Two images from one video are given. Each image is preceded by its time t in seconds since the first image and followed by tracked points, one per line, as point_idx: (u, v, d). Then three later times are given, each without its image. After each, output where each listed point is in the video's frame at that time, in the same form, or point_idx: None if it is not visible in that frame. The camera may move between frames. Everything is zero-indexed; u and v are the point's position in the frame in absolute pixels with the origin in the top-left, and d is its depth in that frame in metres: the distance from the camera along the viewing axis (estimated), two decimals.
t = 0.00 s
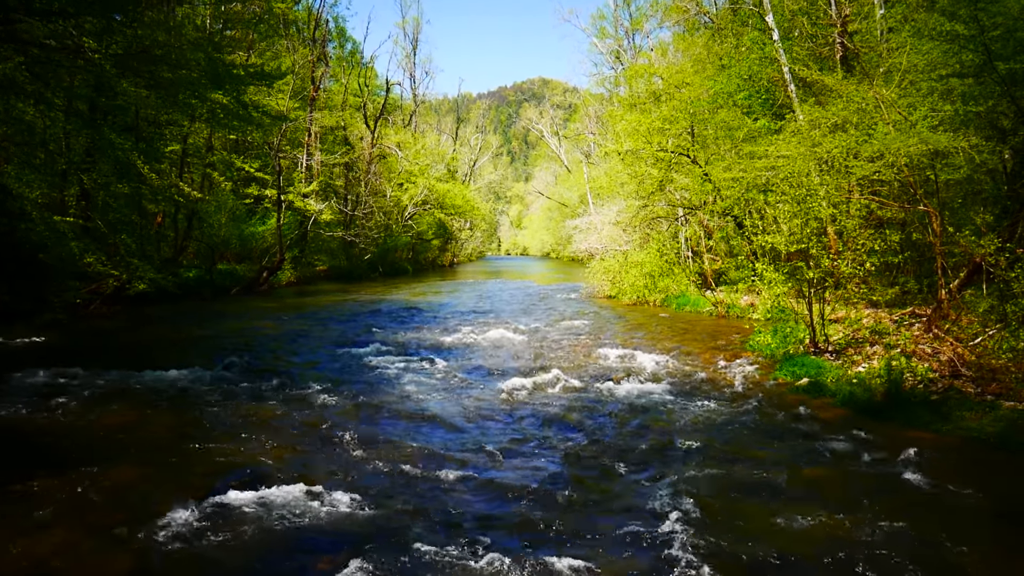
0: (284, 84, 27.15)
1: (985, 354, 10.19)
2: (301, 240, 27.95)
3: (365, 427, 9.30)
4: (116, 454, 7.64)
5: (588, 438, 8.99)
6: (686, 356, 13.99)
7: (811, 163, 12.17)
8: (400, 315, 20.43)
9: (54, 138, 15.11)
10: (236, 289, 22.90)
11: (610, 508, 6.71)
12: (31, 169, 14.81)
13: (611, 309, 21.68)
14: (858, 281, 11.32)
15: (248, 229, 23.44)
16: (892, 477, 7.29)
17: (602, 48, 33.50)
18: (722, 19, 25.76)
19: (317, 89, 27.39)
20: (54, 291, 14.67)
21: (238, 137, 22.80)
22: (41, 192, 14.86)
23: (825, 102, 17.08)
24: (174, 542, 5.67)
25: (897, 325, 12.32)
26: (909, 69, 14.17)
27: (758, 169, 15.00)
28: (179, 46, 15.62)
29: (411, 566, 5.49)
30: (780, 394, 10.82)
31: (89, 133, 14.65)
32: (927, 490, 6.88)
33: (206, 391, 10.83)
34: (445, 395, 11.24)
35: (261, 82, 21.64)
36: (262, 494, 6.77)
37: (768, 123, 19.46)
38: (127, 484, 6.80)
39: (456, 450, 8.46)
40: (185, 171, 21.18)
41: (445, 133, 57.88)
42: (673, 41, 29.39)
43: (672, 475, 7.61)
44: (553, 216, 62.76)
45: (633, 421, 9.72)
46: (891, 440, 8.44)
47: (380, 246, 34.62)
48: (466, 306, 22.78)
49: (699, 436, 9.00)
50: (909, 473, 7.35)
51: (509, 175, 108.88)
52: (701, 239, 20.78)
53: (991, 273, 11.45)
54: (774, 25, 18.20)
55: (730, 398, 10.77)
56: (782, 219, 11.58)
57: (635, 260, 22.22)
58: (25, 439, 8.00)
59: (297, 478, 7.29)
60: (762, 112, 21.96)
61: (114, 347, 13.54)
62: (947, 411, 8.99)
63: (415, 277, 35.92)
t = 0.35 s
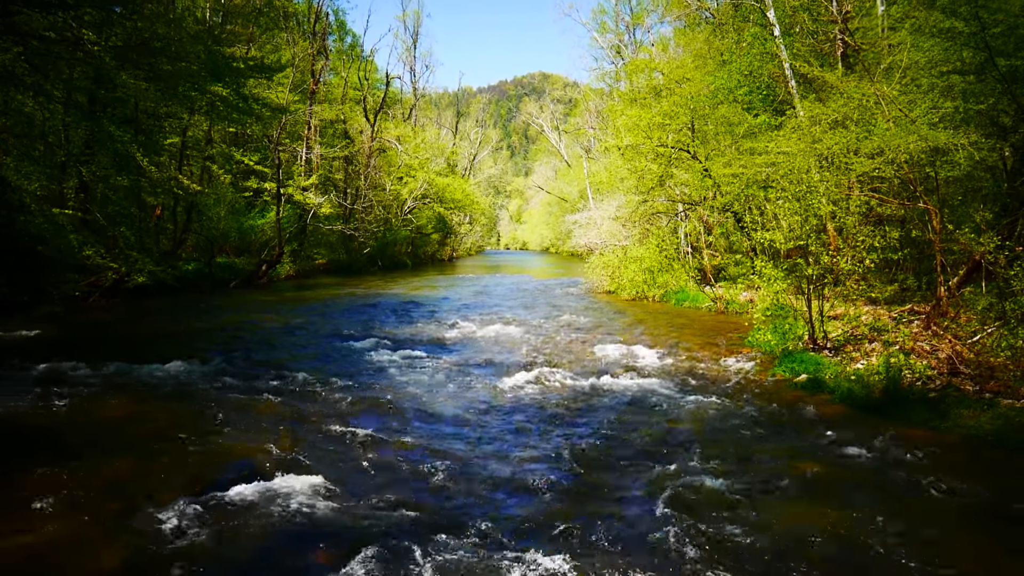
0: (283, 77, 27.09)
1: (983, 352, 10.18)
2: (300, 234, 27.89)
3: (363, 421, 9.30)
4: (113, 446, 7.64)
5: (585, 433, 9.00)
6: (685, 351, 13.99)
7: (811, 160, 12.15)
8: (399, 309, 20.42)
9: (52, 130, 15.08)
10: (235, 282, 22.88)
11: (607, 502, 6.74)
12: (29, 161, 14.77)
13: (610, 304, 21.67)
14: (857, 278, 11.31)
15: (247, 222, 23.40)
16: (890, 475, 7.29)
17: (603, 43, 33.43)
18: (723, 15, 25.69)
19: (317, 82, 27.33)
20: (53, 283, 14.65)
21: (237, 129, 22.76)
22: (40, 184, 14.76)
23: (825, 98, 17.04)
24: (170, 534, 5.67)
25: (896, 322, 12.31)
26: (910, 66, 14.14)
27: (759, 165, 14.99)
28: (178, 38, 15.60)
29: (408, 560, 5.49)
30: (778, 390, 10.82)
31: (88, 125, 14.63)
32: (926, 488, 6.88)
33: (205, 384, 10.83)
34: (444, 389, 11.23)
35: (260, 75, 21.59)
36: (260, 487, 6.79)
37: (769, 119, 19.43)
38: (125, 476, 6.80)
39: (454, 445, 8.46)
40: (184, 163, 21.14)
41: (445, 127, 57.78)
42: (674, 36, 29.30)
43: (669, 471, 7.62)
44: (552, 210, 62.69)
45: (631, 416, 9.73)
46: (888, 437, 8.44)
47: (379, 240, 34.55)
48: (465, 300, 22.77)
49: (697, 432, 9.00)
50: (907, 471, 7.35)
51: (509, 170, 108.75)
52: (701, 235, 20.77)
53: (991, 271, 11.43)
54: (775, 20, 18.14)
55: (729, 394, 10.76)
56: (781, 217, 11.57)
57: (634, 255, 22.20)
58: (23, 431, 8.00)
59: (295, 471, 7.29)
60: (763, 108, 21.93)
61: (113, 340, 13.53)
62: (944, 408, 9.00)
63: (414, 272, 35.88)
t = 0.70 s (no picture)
0: (282, 68, 27.01)
1: (982, 342, 10.22)
2: (299, 224, 27.86)
3: (363, 411, 9.34)
4: (116, 438, 7.67)
5: (584, 423, 9.04)
6: (684, 342, 14.02)
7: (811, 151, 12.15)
8: (398, 299, 20.44)
9: (51, 121, 15.03)
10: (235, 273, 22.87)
11: (606, 492, 6.79)
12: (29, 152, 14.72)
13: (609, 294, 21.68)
14: (856, 269, 11.33)
15: (246, 213, 23.36)
16: (890, 464, 7.33)
17: (602, 33, 33.33)
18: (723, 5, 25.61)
19: (316, 72, 27.24)
20: (52, 275, 14.64)
21: (236, 120, 22.70)
22: (38, 176, 14.58)
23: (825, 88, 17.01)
24: (174, 524, 5.72)
25: (895, 312, 12.34)
26: (910, 56, 14.12)
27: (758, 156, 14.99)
28: (177, 28, 15.56)
29: (411, 548, 5.53)
30: (777, 381, 10.86)
31: (87, 116, 14.58)
32: (924, 477, 6.92)
33: (205, 375, 10.86)
34: (444, 379, 11.27)
35: (258, 65, 21.52)
36: (262, 477, 6.83)
37: (768, 109, 19.41)
38: (128, 468, 6.83)
39: (454, 434, 8.50)
40: (183, 154, 21.10)
41: (444, 117, 57.58)
42: (674, 26, 29.19)
43: (668, 460, 7.67)
44: (552, 201, 62.58)
45: (630, 406, 9.77)
46: (886, 427, 8.49)
47: (378, 231, 34.50)
48: (464, 291, 22.76)
49: (696, 421, 9.05)
50: (904, 460, 7.40)
51: (507, 160, 108.55)
52: (700, 225, 20.77)
53: (990, 262, 11.45)
54: (776, 10, 18.09)
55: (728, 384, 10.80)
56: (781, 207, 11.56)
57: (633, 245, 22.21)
58: (24, 423, 8.01)
59: (297, 461, 7.33)
60: (762, 98, 21.89)
61: (113, 331, 13.53)
62: (943, 398, 9.04)
63: (413, 262, 35.85)
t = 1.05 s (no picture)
0: (280, 57, 26.90)
1: (980, 331, 10.23)
2: (298, 214, 27.80)
3: (363, 401, 9.35)
4: (116, 427, 7.70)
5: (583, 412, 9.06)
6: (683, 331, 14.03)
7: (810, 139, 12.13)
8: (397, 289, 20.43)
9: (48, 112, 14.97)
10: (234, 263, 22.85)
11: (605, 480, 6.81)
12: (25, 143, 14.63)
13: (608, 283, 21.68)
14: (855, 257, 11.33)
15: (245, 203, 23.32)
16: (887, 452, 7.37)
17: (602, 22, 33.20)
18: None
19: (313, 62, 27.13)
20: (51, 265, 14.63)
21: (234, 110, 22.63)
22: (36, 166, 14.48)
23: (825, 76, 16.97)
24: (174, 513, 5.75)
25: (894, 301, 12.34)
26: (910, 44, 14.08)
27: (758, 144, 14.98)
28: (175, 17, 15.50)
29: (410, 536, 5.57)
30: (776, 369, 10.88)
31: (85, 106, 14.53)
32: (921, 466, 6.95)
33: (205, 365, 10.86)
34: (444, 369, 11.28)
35: (256, 54, 21.43)
36: (261, 466, 6.85)
37: (768, 97, 19.35)
38: (128, 457, 6.86)
39: (454, 424, 8.52)
40: (181, 144, 21.05)
41: (443, 107, 57.39)
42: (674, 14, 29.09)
43: (667, 448, 7.71)
44: (551, 190, 62.45)
45: (629, 395, 9.80)
46: (884, 415, 8.51)
47: (377, 221, 34.43)
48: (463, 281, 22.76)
49: (695, 410, 9.07)
50: (903, 448, 7.42)
51: (506, 149, 108.25)
52: (699, 214, 20.74)
53: (989, 250, 11.44)
54: None
55: (727, 373, 10.82)
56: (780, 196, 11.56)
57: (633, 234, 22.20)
58: (25, 412, 8.04)
59: (296, 451, 7.35)
60: (762, 87, 21.84)
61: (112, 321, 13.53)
62: (941, 387, 9.06)
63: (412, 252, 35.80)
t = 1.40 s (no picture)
0: (277, 44, 26.79)
1: (979, 319, 10.24)
2: (296, 202, 27.76)
3: (363, 388, 9.39)
4: (116, 415, 7.72)
5: (581, 399, 9.10)
6: (682, 319, 14.07)
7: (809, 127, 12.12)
8: (396, 277, 20.43)
9: (45, 99, 14.89)
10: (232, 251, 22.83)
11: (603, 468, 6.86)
12: (22, 131, 14.57)
13: (606, 271, 21.68)
14: (853, 245, 11.33)
15: (243, 191, 23.28)
16: (883, 439, 7.40)
17: (601, 9, 33.06)
18: None
19: (311, 49, 27.02)
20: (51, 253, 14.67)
21: (231, 97, 22.57)
22: (34, 154, 14.44)
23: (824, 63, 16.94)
24: (172, 499, 5.79)
25: (892, 289, 12.35)
26: (910, 31, 14.04)
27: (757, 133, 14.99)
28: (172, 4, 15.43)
29: (409, 524, 5.59)
30: (775, 357, 10.93)
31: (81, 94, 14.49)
32: (919, 453, 6.98)
33: (204, 353, 10.89)
34: (443, 356, 11.31)
35: (253, 41, 21.35)
36: (263, 452, 6.90)
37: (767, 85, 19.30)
38: (129, 444, 6.89)
39: (452, 411, 8.56)
40: (179, 132, 21.00)
41: (441, 94, 57.19)
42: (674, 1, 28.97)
43: (666, 435, 7.74)
44: (549, 178, 62.30)
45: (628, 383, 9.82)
46: (883, 403, 8.54)
47: (375, 209, 34.37)
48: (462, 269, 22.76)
49: (693, 398, 9.11)
50: (900, 436, 7.45)
51: (505, 137, 108.00)
52: (697, 203, 20.71)
53: (987, 239, 11.44)
54: None
55: (725, 360, 10.87)
56: (779, 183, 11.55)
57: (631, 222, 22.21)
58: (26, 401, 8.05)
59: (296, 438, 7.38)
60: (761, 74, 21.79)
61: (111, 309, 13.55)
62: (939, 375, 9.10)
63: (410, 240, 35.74)
